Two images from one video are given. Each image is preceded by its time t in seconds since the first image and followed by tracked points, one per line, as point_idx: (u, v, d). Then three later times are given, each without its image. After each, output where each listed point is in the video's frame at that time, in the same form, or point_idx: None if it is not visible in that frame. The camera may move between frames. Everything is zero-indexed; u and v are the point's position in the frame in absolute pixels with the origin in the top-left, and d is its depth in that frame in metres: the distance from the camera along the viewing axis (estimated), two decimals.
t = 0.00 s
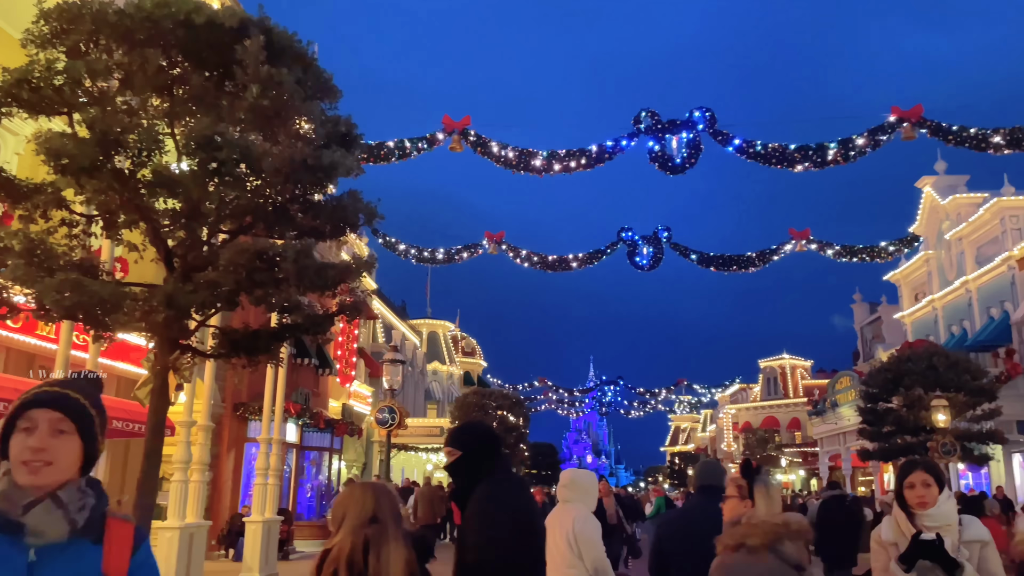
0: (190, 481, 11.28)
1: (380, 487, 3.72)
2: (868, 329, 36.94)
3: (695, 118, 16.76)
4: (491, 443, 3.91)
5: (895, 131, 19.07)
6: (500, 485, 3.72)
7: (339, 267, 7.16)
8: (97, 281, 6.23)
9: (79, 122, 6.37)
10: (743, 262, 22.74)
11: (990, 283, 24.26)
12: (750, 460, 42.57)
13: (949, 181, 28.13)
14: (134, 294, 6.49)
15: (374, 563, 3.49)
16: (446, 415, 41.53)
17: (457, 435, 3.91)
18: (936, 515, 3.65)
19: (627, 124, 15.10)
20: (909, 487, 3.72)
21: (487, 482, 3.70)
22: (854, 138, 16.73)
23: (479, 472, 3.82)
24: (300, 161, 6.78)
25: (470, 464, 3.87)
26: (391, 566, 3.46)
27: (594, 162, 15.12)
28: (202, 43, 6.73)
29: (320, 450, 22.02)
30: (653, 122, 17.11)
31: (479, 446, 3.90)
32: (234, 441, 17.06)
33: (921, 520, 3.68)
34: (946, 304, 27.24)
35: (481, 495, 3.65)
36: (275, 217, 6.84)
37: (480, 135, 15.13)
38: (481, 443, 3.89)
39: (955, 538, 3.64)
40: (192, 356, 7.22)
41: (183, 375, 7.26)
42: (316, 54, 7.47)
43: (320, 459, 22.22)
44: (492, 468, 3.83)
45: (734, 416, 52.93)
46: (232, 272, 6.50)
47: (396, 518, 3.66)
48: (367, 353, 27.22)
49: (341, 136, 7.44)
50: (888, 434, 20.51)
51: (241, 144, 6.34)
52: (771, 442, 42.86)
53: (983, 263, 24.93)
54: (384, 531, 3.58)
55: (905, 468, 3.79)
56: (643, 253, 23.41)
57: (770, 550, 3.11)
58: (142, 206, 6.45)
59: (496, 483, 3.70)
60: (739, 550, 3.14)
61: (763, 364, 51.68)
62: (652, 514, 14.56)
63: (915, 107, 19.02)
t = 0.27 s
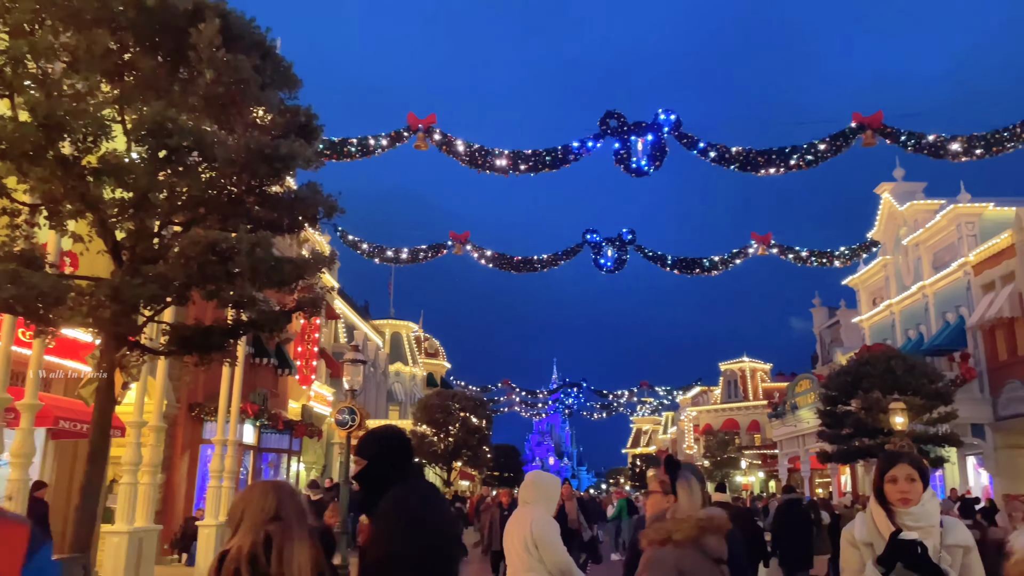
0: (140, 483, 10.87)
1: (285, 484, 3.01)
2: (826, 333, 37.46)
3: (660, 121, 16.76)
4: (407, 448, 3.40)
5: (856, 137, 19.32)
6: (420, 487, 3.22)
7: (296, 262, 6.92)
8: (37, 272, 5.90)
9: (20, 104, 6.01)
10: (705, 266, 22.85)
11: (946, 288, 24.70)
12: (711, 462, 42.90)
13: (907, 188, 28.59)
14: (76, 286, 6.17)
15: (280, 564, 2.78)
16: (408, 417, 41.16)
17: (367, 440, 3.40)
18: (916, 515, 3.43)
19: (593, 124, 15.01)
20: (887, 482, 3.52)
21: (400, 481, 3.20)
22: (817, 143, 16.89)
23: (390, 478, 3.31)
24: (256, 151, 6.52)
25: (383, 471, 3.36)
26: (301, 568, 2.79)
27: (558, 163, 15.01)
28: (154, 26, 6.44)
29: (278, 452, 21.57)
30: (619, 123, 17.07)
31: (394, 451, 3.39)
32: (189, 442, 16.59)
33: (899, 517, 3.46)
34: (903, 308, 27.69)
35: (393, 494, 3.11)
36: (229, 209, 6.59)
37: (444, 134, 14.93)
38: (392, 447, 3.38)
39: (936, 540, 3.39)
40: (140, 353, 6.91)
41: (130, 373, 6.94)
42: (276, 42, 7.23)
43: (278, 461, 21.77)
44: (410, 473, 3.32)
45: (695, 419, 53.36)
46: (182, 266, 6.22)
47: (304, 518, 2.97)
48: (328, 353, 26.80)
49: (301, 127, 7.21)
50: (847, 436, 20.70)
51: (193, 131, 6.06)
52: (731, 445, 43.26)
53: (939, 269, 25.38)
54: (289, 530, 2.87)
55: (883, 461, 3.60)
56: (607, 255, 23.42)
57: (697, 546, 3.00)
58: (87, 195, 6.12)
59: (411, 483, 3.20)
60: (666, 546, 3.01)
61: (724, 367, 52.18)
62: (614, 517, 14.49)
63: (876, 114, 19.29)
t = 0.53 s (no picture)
0: (83, 487, 10.42)
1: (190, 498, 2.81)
2: (783, 337, 37.91)
3: (625, 124, 16.72)
4: (299, 456, 3.28)
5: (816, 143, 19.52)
6: (310, 500, 3.15)
7: (249, 257, 6.67)
8: None
9: None
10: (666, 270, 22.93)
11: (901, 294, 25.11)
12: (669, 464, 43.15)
13: (863, 195, 29.01)
14: (10, 281, 5.93)
15: None
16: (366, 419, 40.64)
17: (257, 444, 3.29)
18: (922, 537, 2.96)
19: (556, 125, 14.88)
20: (889, 498, 3.04)
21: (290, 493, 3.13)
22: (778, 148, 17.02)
23: (277, 484, 3.23)
24: (208, 140, 6.25)
25: (270, 475, 3.26)
26: None
27: (521, 164, 14.85)
28: (101, 7, 6.14)
29: (231, 454, 21.06)
30: (582, 125, 17.00)
31: (286, 455, 3.28)
32: (138, 444, 16.05)
33: (901, 538, 2.99)
34: (858, 313, 28.11)
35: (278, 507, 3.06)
36: (177, 200, 6.32)
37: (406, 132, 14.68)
38: (284, 455, 3.25)
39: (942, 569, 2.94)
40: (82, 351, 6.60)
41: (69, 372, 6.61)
42: (231, 28, 6.99)
43: (231, 463, 21.25)
44: (302, 482, 3.23)
45: (654, 421, 53.67)
46: (126, 259, 5.91)
47: (210, 534, 2.77)
48: (284, 353, 26.27)
49: (256, 117, 6.97)
50: (804, 439, 20.87)
51: (140, 117, 5.78)
52: (689, 447, 43.56)
53: (894, 274, 25.81)
54: (191, 549, 2.67)
55: (886, 472, 3.12)
56: (570, 257, 23.37)
57: (599, 559, 2.83)
58: (26, 182, 5.78)
59: (299, 496, 3.13)
60: (567, 560, 2.84)
61: (682, 370, 52.56)
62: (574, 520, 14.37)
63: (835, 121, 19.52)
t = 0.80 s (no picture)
0: (20, 489, 9.96)
1: (78, 503, 2.51)
2: (740, 340, 38.32)
3: (587, 125, 16.67)
4: (201, 451, 3.09)
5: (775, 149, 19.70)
6: (206, 498, 2.92)
7: (198, 247, 6.40)
8: None
9: None
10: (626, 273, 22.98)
11: (854, 298, 25.54)
12: (626, 466, 43.33)
13: (819, 200, 29.42)
14: None
15: None
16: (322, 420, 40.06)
17: (149, 438, 3.05)
18: (923, 528, 2.77)
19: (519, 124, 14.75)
20: (884, 486, 2.89)
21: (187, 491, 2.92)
22: (738, 152, 17.12)
23: (174, 484, 2.99)
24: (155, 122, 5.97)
25: (166, 475, 3.02)
26: None
27: (484, 163, 14.71)
28: None
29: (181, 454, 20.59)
30: (545, 126, 16.91)
31: (183, 452, 3.05)
32: (82, 444, 15.48)
33: (900, 531, 2.81)
34: (813, 317, 28.55)
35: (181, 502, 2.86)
36: (123, 185, 6.01)
37: (367, 129, 14.40)
38: (182, 450, 3.04)
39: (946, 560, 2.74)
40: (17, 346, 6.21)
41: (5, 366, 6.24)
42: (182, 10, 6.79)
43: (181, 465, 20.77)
44: (198, 479, 3.00)
45: (611, 423, 53.95)
46: (65, 247, 5.61)
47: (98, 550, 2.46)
48: (238, 351, 25.68)
49: (208, 102, 6.81)
50: (760, 441, 21.05)
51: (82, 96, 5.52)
52: (646, 449, 43.79)
53: (847, 279, 26.24)
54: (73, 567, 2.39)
55: (875, 460, 2.99)
56: (531, 258, 23.34)
57: (500, 550, 2.42)
58: None
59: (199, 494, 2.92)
60: (466, 554, 2.43)
61: (640, 373, 52.98)
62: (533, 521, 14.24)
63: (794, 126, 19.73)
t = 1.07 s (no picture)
0: None
1: None
2: (700, 343, 38.60)
3: (553, 126, 16.57)
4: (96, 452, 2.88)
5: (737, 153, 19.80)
6: (106, 501, 2.71)
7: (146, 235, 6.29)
8: None
9: None
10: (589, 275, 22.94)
11: (813, 302, 25.85)
12: (587, 468, 43.38)
13: (780, 205, 29.71)
14: None
15: None
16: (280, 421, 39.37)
17: (38, 441, 2.83)
18: (943, 544, 2.53)
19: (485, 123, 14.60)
20: (893, 494, 2.60)
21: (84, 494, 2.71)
22: (701, 155, 17.19)
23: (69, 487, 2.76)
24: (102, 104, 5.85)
25: (59, 477, 2.79)
26: None
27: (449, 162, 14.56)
28: None
29: (131, 456, 20.01)
30: (511, 125, 16.74)
31: (74, 454, 2.84)
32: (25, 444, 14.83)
33: (918, 550, 2.55)
34: (772, 321, 28.85)
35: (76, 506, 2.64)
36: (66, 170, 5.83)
37: (330, 123, 14.08)
38: (75, 451, 2.84)
39: None
40: None
41: None
42: None
43: (131, 467, 20.17)
44: (98, 481, 2.80)
45: (572, 425, 54.02)
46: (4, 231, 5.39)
47: None
48: (193, 350, 25.03)
49: (159, 86, 6.71)
50: (720, 443, 21.11)
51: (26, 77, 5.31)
52: (607, 450, 43.90)
53: (806, 283, 26.55)
54: None
55: (876, 464, 2.71)
56: (495, 259, 23.25)
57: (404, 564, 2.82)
58: None
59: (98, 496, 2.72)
60: (371, 563, 2.85)
61: (601, 375, 53.13)
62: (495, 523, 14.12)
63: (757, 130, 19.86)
